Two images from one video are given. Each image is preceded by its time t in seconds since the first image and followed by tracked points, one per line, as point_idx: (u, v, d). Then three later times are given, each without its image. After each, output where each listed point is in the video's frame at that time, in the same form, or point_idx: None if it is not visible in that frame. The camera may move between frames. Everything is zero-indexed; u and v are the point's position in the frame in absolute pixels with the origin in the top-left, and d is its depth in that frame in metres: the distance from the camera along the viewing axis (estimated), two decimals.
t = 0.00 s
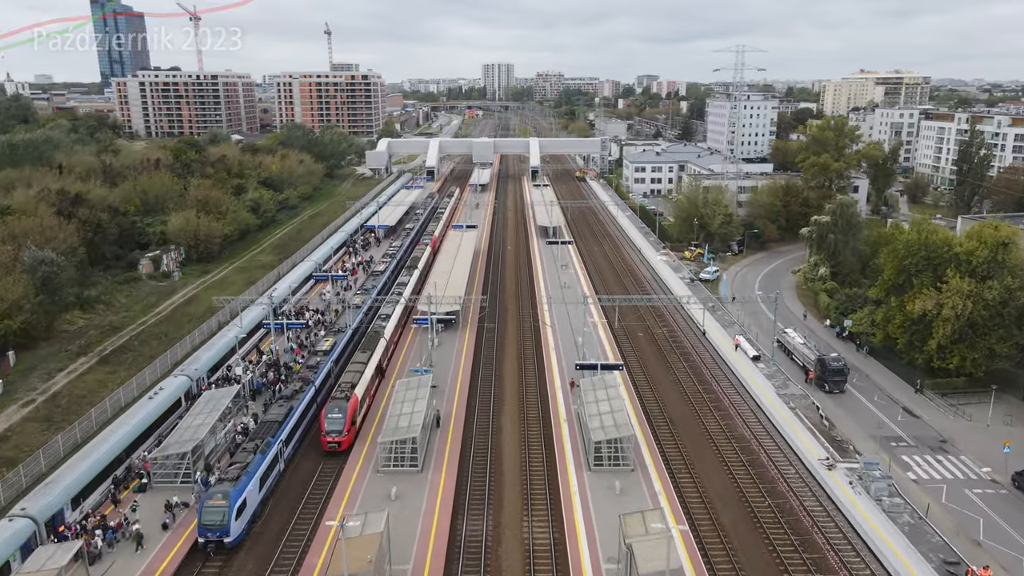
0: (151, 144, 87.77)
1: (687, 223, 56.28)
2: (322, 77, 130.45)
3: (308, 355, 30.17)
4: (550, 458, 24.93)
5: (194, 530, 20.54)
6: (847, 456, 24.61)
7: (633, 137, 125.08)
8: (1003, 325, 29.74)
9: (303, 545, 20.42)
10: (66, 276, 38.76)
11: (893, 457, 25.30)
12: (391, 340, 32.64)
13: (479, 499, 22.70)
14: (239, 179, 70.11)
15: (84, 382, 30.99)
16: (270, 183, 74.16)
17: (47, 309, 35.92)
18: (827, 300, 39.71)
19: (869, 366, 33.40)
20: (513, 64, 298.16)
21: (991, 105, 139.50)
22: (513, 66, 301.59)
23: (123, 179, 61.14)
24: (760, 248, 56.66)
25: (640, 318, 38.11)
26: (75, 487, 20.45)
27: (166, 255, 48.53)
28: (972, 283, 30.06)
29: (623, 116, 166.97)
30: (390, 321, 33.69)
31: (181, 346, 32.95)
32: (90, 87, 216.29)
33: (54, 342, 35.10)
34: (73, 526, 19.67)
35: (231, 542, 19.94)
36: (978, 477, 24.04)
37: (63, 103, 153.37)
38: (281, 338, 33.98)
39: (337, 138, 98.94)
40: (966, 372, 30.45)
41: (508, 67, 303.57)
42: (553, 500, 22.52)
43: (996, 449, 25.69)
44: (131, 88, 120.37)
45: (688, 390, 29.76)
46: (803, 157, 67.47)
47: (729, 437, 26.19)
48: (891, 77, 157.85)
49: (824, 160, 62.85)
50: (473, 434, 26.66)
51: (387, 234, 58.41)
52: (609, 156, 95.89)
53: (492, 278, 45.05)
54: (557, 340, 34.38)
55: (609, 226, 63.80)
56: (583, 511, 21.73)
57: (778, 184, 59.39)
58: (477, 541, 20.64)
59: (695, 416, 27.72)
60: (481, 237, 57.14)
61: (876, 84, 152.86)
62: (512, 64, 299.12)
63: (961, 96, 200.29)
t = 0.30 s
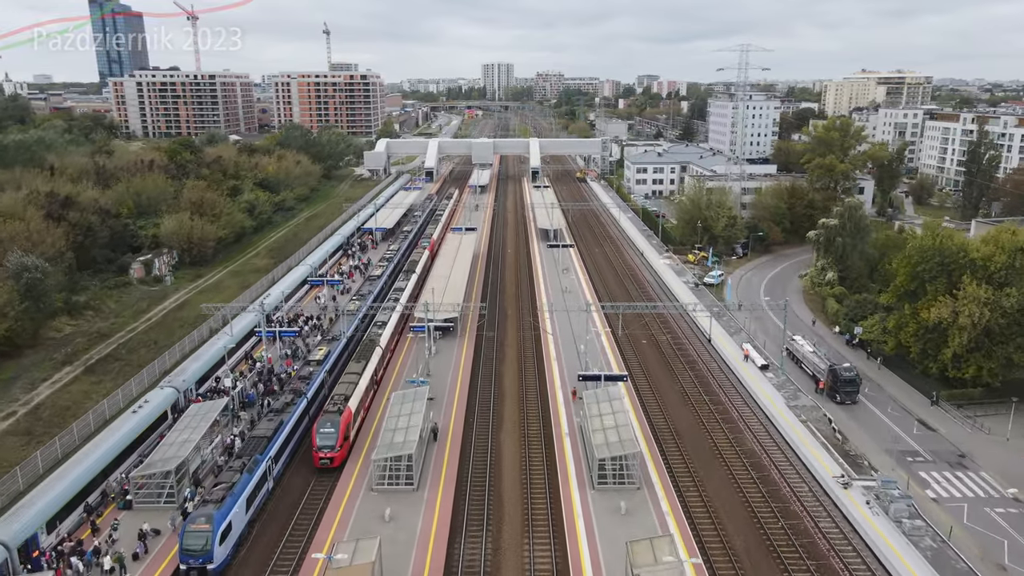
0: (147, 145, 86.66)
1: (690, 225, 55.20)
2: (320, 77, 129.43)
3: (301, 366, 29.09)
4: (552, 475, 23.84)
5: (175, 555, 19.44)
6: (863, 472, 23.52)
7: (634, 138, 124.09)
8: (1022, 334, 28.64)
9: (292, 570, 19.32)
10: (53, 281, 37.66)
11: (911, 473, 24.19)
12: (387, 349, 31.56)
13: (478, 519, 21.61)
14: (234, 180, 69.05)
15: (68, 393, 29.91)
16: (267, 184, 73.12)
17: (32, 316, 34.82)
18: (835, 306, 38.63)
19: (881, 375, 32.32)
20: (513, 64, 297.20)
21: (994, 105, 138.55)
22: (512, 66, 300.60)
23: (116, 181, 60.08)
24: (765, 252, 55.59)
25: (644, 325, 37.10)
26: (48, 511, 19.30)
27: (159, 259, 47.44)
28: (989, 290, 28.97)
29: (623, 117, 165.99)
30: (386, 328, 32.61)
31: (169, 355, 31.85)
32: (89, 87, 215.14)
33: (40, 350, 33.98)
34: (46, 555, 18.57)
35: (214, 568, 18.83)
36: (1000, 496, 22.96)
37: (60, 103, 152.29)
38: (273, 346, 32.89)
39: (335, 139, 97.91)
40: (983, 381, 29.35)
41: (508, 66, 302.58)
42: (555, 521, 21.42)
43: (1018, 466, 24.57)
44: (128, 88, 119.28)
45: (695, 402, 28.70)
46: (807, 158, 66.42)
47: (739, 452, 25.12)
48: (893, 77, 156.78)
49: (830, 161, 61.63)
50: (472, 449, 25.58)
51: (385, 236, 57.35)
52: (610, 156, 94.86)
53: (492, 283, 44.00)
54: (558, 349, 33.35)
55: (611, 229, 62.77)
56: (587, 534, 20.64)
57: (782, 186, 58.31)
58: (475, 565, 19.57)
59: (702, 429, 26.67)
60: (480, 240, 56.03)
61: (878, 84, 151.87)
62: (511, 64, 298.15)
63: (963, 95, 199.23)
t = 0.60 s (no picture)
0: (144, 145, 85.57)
1: (693, 228, 54.09)
2: (319, 77, 128.33)
3: (293, 376, 28.00)
4: (554, 492, 22.76)
5: None
6: (880, 489, 22.43)
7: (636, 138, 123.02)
8: None
9: None
10: (40, 287, 36.57)
11: (930, 492, 23.09)
12: (383, 359, 30.46)
13: (476, 542, 20.51)
14: (230, 182, 67.94)
15: (52, 404, 28.82)
16: (264, 186, 72.03)
17: (18, 323, 33.73)
18: (845, 313, 37.51)
19: (894, 385, 31.22)
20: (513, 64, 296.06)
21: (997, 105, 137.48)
22: (512, 66, 299.46)
23: (109, 182, 59.00)
24: (769, 255, 54.49)
25: (648, 333, 36.02)
26: (19, 536, 18.16)
27: (151, 263, 46.32)
28: (1007, 298, 27.89)
29: (624, 117, 164.89)
30: (382, 336, 31.50)
31: (157, 365, 30.79)
32: (88, 86, 213.86)
33: (25, 358, 32.87)
34: None
35: None
36: None
37: (58, 103, 151.23)
38: (266, 355, 31.83)
39: (333, 139, 96.81)
40: (1001, 392, 28.25)
41: (508, 66, 301.48)
42: (558, 543, 20.32)
43: None
44: (125, 88, 118.09)
45: (702, 415, 27.61)
46: (812, 160, 65.33)
47: (750, 469, 24.03)
48: (895, 77, 155.56)
49: (836, 162, 60.49)
50: (470, 465, 24.49)
51: (382, 239, 56.28)
52: (612, 157, 93.84)
53: (492, 289, 42.95)
54: (560, 358, 32.27)
55: (613, 232, 61.70)
56: (592, 557, 19.55)
57: (787, 188, 57.13)
58: None
59: (710, 444, 25.60)
60: (479, 243, 54.97)
61: (880, 84, 150.83)
62: (512, 64, 297.02)
63: (965, 96, 198.19)
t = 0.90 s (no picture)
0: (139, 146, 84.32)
1: (697, 230, 52.89)
2: (318, 77, 127.10)
3: (284, 388, 26.86)
4: (557, 511, 21.69)
5: None
6: (900, 510, 21.32)
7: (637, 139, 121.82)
8: None
9: None
10: (26, 293, 35.40)
11: (953, 512, 21.95)
12: (379, 369, 29.33)
13: (475, 567, 19.37)
14: (226, 184, 66.74)
15: (34, 417, 27.67)
16: (260, 187, 70.83)
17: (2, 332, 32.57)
18: (855, 320, 36.38)
19: (909, 396, 30.09)
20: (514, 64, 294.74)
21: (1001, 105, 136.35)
22: (513, 66, 298.09)
23: (102, 184, 57.82)
24: (775, 258, 53.32)
25: (653, 342, 34.87)
26: None
27: (143, 267, 45.15)
28: None
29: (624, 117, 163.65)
30: (378, 345, 30.35)
31: (145, 375, 29.67)
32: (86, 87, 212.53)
33: (8, 368, 31.71)
34: None
35: None
36: None
37: (54, 103, 149.85)
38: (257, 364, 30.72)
39: (332, 140, 95.58)
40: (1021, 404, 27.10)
41: (508, 66, 300.18)
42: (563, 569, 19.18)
43: None
44: (122, 88, 116.84)
45: (712, 429, 26.45)
46: (818, 160, 64.17)
47: (763, 487, 22.89)
48: (897, 77, 154.28)
49: (843, 164, 59.32)
50: (469, 483, 23.34)
51: (380, 243, 55.14)
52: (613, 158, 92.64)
53: (491, 295, 41.84)
54: (562, 368, 31.16)
55: (615, 234, 60.53)
56: None
57: (793, 189, 56.00)
58: None
59: (720, 460, 24.47)
60: (479, 246, 53.82)
61: (882, 84, 149.69)
62: (512, 64, 295.71)
63: (967, 96, 197.07)
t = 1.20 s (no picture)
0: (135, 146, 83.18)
1: (701, 233, 51.77)
2: (316, 77, 125.95)
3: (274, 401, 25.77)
4: (560, 532, 20.60)
5: None
6: (922, 531, 20.22)
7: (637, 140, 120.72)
8: None
9: None
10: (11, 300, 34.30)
11: (976, 533, 20.84)
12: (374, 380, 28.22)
13: None
14: (221, 186, 65.58)
15: (15, 430, 26.55)
16: (256, 189, 69.67)
17: None
18: (866, 327, 35.26)
19: (924, 407, 28.98)
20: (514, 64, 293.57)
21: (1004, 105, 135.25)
22: (513, 66, 296.92)
23: (94, 186, 56.70)
24: (780, 261, 52.20)
25: (658, 351, 33.76)
26: None
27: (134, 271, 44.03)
28: None
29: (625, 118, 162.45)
30: (373, 354, 29.24)
31: (131, 386, 28.57)
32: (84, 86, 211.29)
33: None
34: None
35: None
36: None
37: (51, 103, 148.50)
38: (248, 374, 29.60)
39: (330, 140, 94.47)
40: None
41: (508, 66, 298.95)
42: None
43: None
44: (119, 88, 115.62)
45: (723, 444, 25.32)
46: (823, 161, 63.04)
47: (777, 507, 21.78)
48: (899, 77, 153.12)
49: (849, 165, 58.19)
50: (467, 501, 22.22)
51: (377, 246, 54.04)
52: (614, 159, 91.51)
53: (491, 300, 40.74)
54: (564, 379, 30.06)
55: (618, 237, 59.44)
56: None
57: (799, 192, 54.88)
58: None
59: (732, 477, 23.36)
60: (479, 250, 52.75)
61: (884, 84, 148.54)
62: (512, 65, 294.57)
63: (968, 97, 195.88)
